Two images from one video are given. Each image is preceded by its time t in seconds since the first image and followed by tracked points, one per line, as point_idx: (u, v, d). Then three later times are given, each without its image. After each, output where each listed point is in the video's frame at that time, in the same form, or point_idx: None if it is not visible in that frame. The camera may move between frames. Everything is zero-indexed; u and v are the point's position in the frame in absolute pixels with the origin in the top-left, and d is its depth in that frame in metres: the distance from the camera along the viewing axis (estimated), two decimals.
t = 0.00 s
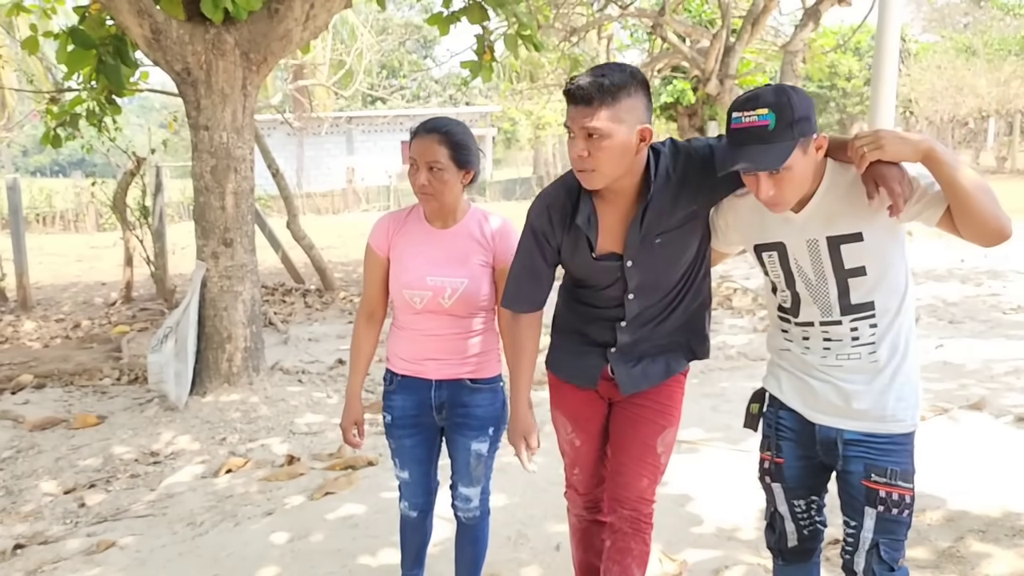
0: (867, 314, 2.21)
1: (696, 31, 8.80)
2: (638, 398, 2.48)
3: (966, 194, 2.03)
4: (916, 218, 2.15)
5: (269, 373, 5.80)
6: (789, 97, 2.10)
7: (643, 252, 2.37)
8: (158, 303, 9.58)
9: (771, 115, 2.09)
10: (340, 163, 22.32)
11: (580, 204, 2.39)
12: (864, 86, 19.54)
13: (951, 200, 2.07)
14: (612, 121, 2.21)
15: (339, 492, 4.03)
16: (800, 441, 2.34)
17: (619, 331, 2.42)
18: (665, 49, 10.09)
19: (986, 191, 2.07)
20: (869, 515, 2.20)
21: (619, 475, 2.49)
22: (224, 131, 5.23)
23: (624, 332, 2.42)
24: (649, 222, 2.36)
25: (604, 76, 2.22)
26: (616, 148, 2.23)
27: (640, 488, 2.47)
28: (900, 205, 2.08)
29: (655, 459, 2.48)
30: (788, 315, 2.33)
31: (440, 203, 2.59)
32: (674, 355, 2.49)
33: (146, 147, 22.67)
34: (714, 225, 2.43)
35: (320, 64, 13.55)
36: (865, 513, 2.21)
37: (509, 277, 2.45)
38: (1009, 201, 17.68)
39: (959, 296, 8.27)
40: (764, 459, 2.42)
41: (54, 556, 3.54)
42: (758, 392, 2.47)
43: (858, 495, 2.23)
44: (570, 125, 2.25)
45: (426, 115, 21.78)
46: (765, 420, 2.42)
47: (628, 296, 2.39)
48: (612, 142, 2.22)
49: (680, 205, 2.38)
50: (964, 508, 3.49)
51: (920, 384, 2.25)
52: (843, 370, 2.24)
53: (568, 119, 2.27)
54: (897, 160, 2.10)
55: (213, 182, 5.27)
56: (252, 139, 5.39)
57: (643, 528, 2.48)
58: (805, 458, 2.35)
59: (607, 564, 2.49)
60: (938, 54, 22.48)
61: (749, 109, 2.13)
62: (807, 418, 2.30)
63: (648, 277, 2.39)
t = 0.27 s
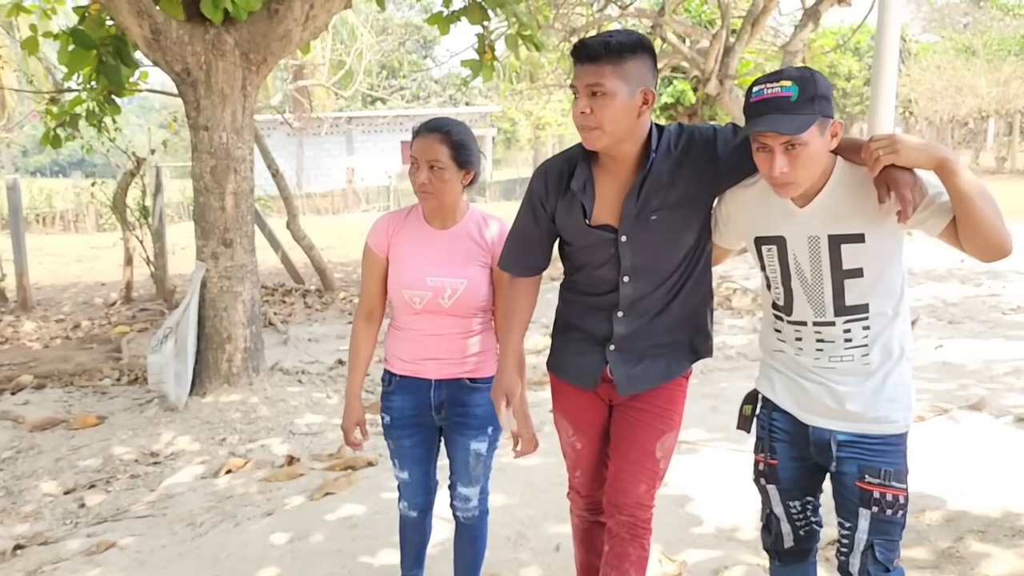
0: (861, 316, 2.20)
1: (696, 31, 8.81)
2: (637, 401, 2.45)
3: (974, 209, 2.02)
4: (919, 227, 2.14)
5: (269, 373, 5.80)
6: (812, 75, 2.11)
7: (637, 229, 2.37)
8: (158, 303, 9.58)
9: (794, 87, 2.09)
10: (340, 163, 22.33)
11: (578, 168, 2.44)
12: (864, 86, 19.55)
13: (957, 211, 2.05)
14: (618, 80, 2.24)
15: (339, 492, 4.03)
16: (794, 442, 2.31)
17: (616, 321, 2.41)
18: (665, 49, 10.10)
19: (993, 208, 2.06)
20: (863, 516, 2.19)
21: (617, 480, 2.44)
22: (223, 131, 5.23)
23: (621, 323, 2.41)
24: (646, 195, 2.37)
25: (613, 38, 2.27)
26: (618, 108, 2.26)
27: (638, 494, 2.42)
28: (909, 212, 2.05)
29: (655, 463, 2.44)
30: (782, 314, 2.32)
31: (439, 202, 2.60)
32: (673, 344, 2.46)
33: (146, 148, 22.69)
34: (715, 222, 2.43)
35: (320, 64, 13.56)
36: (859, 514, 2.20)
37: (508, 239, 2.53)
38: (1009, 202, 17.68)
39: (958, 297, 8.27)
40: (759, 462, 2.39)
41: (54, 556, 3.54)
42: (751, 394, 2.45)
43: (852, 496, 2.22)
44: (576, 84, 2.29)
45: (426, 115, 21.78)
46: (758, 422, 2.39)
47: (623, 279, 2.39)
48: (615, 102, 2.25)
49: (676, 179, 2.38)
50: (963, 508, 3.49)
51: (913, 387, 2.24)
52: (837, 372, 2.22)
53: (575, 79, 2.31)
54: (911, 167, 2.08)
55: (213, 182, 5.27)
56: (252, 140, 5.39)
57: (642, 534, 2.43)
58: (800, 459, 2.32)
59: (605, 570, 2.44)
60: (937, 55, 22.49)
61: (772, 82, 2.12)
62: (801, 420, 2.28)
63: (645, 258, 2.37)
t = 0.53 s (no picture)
0: (856, 317, 2.19)
1: (696, 32, 8.81)
2: (635, 405, 2.45)
3: (978, 219, 2.03)
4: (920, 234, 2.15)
5: (269, 374, 5.81)
6: (840, 66, 2.14)
7: (635, 218, 2.38)
8: (158, 304, 9.58)
9: (834, 74, 2.10)
10: (341, 164, 22.34)
11: (580, 155, 2.48)
12: (864, 86, 19.55)
13: (960, 219, 2.06)
14: (626, 64, 2.28)
15: (339, 493, 4.03)
16: (789, 444, 2.29)
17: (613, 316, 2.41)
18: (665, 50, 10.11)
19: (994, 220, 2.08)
20: (861, 517, 2.18)
21: (616, 485, 2.44)
22: (224, 132, 5.24)
23: (618, 318, 2.41)
24: (646, 184, 2.38)
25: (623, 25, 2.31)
26: (626, 92, 2.29)
27: (636, 499, 2.42)
28: (920, 216, 2.04)
29: (654, 468, 2.43)
30: (778, 313, 2.30)
31: (438, 203, 2.60)
32: (675, 338, 2.45)
33: (146, 148, 22.70)
34: (715, 219, 2.43)
35: (320, 65, 13.57)
36: (856, 515, 2.19)
37: (517, 225, 2.58)
38: (1009, 202, 17.68)
39: (958, 297, 8.28)
40: (755, 464, 2.36)
41: (56, 557, 3.55)
42: (745, 396, 2.44)
43: (848, 497, 2.20)
44: (586, 70, 2.33)
45: (426, 116, 21.79)
46: (753, 424, 2.37)
47: (620, 270, 2.39)
48: (623, 87, 2.28)
49: (676, 168, 2.39)
50: (963, 509, 3.50)
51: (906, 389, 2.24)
52: (831, 374, 2.21)
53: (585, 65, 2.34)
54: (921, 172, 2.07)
55: (214, 183, 5.27)
56: (253, 141, 5.40)
57: (642, 538, 2.43)
58: (796, 461, 2.30)
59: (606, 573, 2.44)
60: (937, 55, 22.48)
61: (809, 70, 2.11)
62: (796, 422, 2.26)
63: (643, 249, 2.38)
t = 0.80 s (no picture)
0: (852, 319, 2.18)
1: (696, 32, 8.81)
2: (634, 408, 2.44)
3: (976, 226, 2.04)
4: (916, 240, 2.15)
5: (269, 375, 5.80)
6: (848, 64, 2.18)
7: (633, 211, 2.38)
8: (158, 304, 9.57)
9: (848, 71, 2.12)
10: (340, 164, 22.35)
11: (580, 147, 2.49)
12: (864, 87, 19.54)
13: (959, 227, 2.07)
14: (631, 60, 2.29)
15: (339, 494, 4.04)
16: (785, 446, 2.28)
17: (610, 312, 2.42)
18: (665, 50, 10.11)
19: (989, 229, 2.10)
20: (857, 517, 2.18)
21: (615, 489, 2.44)
22: (224, 133, 5.24)
23: (615, 315, 2.41)
24: (646, 177, 2.38)
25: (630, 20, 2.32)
26: (631, 86, 2.30)
27: (636, 503, 2.42)
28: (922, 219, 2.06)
29: (653, 471, 2.43)
30: (775, 312, 2.29)
31: (433, 204, 2.60)
32: (674, 337, 2.43)
33: (146, 149, 22.71)
34: (714, 218, 2.43)
35: (320, 65, 13.57)
36: (852, 515, 2.19)
37: (519, 217, 2.60)
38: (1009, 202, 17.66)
39: (958, 298, 8.28)
40: (751, 466, 2.35)
41: (55, 558, 3.55)
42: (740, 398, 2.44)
43: (844, 498, 2.20)
44: (592, 64, 2.34)
45: (425, 116, 21.79)
46: (748, 427, 2.36)
47: (618, 264, 2.39)
48: (627, 81, 2.29)
49: (676, 165, 2.39)
50: (963, 510, 3.50)
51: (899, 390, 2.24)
52: (827, 375, 2.20)
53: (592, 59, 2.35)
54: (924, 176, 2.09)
55: (214, 184, 5.27)
56: (252, 142, 5.40)
57: (642, 541, 2.43)
58: (791, 463, 2.29)
59: None
60: (937, 55, 22.46)
61: (825, 65, 2.13)
62: (791, 423, 2.25)
63: (641, 243, 2.38)
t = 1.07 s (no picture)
0: (852, 319, 2.18)
1: (696, 33, 8.81)
2: (637, 410, 2.43)
3: (976, 227, 2.04)
4: (916, 240, 2.15)
5: (269, 375, 5.81)
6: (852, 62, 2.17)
7: (632, 206, 2.38)
8: (158, 305, 9.57)
9: (851, 69, 2.12)
10: (340, 164, 22.35)
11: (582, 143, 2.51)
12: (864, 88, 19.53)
13: (958, 228, 2.07)
14: (634, 58, 2.29)
15: (340, 495, 4.04)
16: (782, 446, 2.28)
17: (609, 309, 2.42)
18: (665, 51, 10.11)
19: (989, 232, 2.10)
20: (854, 519, 2.18)
21: (620, 493, 2.43)
22: (224, 134, 5.24)
23: (615, 312, 2.41)
24: (647, 173, 2.38)
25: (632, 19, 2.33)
26: (634, 83, 2.31)
27: (641, 507, 2.42)
28: (925, 217, 2.05)
29: (657, 475, 2.42)
30: (776, 310, 2.29)
31: (431, 203, 2.60)
32: (675, 335, 2.42)
33: (146, 149, 22.70)
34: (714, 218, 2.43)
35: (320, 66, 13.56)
36: (849, 517, 2.19)
37: (523, 214, 2.62)
38: (1010, 202, 17.66)
39: (958, 298, 8.28)
40: (750, 466, 2.35)
41: (56, 559, 3.55)
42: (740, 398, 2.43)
43: (841, 500, 2.20)
44: (595, 63, 2.34)
45: (425, 117, 21.80)
46: (746, 426, 2.37)
47: (617, 259, 2.39)
48: (631, 79, 2.30)
49: (677, 163, 2.39)
50: (963, 510, 3.50)
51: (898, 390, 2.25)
52: (825, 375, 2.21)
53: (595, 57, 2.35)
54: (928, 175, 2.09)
55: (214, 185, 5.28)
56: (253, 142, 5.40)
57: (648, 544, 2.44)
58: (789, 464, 2.29)
59: None
60: (937, 56, 22.45)
61: (829, 63, 2.12)
62: (789, 423, 2.25)
63: (641, 238, 2.38)
